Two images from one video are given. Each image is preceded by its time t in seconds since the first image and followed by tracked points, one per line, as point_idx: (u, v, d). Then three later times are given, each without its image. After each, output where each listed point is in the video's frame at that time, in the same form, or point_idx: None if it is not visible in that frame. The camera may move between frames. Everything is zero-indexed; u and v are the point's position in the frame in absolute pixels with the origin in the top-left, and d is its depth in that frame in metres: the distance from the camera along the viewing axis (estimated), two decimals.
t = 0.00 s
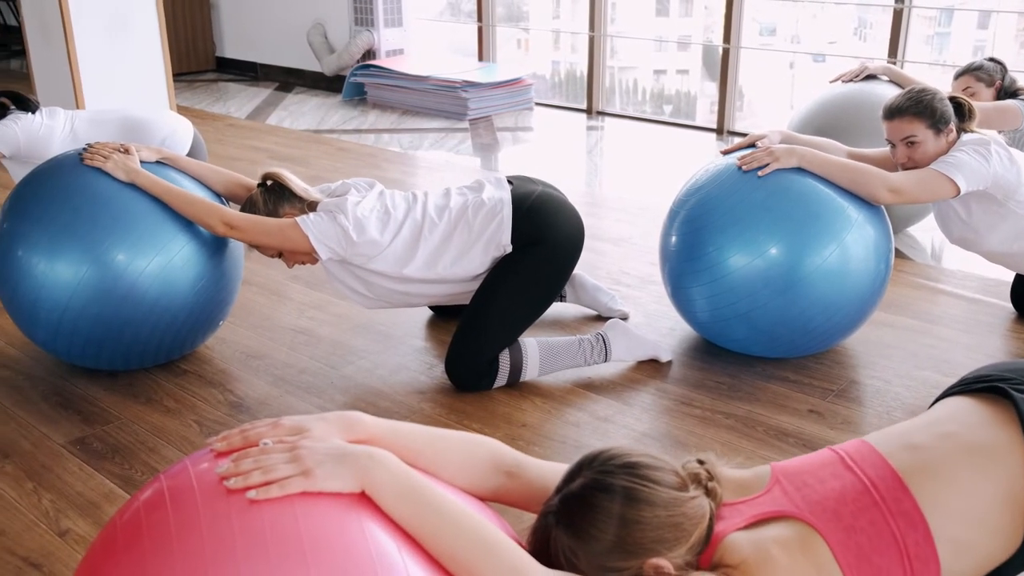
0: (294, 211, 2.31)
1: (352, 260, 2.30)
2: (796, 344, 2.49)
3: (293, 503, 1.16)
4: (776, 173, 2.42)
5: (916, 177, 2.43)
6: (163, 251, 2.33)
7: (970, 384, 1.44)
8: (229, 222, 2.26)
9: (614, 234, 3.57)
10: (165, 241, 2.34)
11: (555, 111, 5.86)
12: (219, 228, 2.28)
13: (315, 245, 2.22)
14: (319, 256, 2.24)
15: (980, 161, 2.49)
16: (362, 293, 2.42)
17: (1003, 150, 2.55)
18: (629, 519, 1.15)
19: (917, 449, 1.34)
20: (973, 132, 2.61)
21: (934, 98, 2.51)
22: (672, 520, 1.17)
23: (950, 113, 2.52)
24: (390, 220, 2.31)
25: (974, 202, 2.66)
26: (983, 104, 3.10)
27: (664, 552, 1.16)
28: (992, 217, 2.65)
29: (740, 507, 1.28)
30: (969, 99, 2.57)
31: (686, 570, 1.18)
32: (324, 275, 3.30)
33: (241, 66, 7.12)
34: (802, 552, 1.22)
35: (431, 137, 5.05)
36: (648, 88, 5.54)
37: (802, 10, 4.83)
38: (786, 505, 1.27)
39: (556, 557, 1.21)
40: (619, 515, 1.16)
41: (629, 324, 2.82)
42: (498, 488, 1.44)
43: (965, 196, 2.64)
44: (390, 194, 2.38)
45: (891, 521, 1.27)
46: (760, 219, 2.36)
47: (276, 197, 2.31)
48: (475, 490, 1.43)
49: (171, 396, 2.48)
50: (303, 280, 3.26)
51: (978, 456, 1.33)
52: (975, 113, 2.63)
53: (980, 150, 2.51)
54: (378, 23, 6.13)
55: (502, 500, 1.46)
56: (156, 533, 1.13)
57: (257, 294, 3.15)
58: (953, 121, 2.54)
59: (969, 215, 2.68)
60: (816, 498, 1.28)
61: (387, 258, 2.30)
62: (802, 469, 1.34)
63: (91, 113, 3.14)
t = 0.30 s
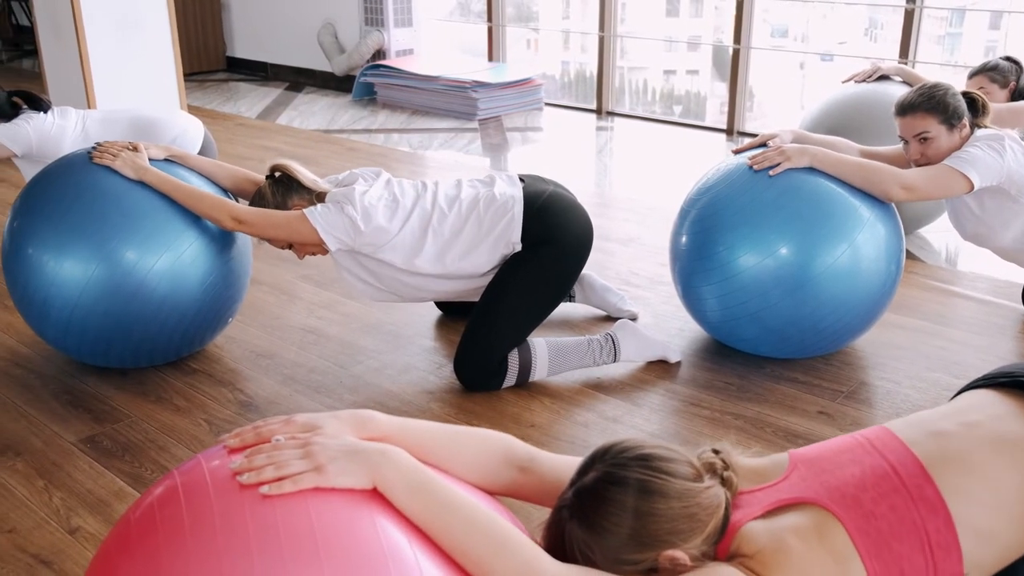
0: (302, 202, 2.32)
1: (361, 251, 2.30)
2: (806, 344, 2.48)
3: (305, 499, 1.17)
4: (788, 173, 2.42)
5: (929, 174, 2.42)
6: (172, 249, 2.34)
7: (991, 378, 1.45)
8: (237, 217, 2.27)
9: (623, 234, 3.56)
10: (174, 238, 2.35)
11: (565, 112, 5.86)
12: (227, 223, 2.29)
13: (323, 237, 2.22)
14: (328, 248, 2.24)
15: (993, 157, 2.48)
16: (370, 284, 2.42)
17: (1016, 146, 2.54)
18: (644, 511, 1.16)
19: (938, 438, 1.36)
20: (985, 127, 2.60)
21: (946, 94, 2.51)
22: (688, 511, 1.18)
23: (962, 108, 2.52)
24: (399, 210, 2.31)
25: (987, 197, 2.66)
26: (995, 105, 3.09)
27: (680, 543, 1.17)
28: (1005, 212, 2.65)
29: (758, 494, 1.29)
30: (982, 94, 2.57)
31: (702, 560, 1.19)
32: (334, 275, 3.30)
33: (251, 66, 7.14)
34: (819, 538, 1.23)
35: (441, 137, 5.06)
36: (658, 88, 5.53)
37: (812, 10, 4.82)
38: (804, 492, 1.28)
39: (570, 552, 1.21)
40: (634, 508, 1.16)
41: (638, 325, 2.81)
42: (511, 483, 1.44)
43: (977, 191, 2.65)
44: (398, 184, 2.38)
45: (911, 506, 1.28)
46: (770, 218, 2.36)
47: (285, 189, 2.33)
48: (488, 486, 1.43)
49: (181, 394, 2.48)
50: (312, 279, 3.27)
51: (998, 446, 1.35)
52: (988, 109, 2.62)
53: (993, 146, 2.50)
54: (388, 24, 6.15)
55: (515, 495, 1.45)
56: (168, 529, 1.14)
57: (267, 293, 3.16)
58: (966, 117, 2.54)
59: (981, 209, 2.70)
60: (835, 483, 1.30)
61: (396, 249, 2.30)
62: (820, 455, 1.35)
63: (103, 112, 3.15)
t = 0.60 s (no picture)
0: (310, 188, 2.32)
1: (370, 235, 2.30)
2: (817, 346, 2.48)
3: (317, 494, 1.17)
4: (799, 175, 2.41)
5: (943, 172, 2.42)
6: (181, 246, 2.35)
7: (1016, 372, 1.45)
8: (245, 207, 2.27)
9: (633, 235, 3.56)
10: (183, 236, 2.35)
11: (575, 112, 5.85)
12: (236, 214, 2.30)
13: (331, 222, 2.22)
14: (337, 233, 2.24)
15: (1007, 149, 2.47)
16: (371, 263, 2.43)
17: None
18: (660, 501, 1.17)
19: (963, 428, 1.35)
20: (998, 121, 2.59)
21: (957, 89, 2.50)
22: (704, 500, 1.19)
23: (973, 103, 2.51)
24: (408, 193, 2.31)
25: (1002, 191, 2.66)
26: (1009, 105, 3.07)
27: (698, 532, 1.18)
28: (1021, 205, 2.64)
29: (777, 481, 1.30)
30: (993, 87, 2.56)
31: (720, 548, 1.21)
32: (344, 275, 3.31)
33: (262, 66, 7.16)
34: (837, 522, 1.23)
35: (451, 137, 5.06)
36: (668, 88, 5.52)
37: (823, 11, 4.81)
38: (824, 476, 1.28)
39: (586, 542, 1.23)
40: (650, 498, 1.17)
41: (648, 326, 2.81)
42: (524, 479, 1.45)
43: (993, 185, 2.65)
44: (408, 167, 2.38)
45: (934, 489, 1.28)
46: (781, 219, 2.36)
47: (293, 176, 2.33)
48: (502, 481, 1.43)
49: (190, 393, 2.49)
50: (322, 279, 3.28)
51: None
52: (1000, 102, 2.62)
53: (1006, 139, 2.49)
54: (398, 24, 6.15)
55: (529, 490, 1.46)
56: (179, 523, 1.14)
57: (277, 292, 3.16)
58: (978, 111, 2.53)
59: (995, 203, 2.69)
60: (856, 467, 1.29)
61: (405, 235, 2.30)
62: (840, 440, 1.34)
63: (114, 112, 3.17)
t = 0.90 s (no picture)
0: (320, 176, 2.31)
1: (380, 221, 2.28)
2: (828, 347, 2.47)
3: (329, 495, 1.17)
4: (810, 176, 2.41)
5: (955, 171, 2.42)
6: (190, 245, 2.36)
7: None
8: (254, 199, 2.27)
9: (643, 235, 3.56)
10: (193, 235, 2.36)
11: (585, 112, 5.85)
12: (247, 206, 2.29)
13: (339, 209, 2.20)
14: (347, 220, 2.22)
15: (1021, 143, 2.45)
16: (384, 256, 2.39)
17: None
18: (676, 492, 1.17)
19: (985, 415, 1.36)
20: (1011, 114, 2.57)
21: (966, 85, 2.48)
22: (721, 488, 1.19)
23: (984, 97, 2.49)
24: (417, 176, 2.29)
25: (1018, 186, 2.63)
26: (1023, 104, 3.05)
27: (714, 522, 1.19)
28: None
29: (794, 466, 1.30)
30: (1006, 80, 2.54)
31: (737, 537, 1.21)
32: (354, 274, 3.31)
33: (273, 65, 7.17)
34: (858, 505, 1.23)
35: (461, 137, 5.07)
36: (678, 89, 5.52)
37: (834, 12, 4.80)
38: (844, 459, 1.28)
39: (603, 537, 1.23)
40: (666, 490, 1.17)
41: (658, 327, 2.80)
42: (538, 474, 1.45)
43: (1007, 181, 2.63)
44: (418, 150, 2.35)
45: (957, 472, 1.28)
46: (792, 220, 2.35)
47: (303, 165, 2.32)
48: (515, 477, 1.44)
49: (200, 391, 2.50)
50: (332, 278, 3.28)
51: None
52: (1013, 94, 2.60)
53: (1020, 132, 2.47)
54: (409, 24, 6.16)
55: (545, 486, 1.46)
56: (191, 522, 1.15)
57: (287, 292, 3.17)
58: (989, 105, 2.52)
59: (1011, 196, 2.66)
60: (877, 448, 1.30)
61: (417, 220, 2.28)
62: (858, 423, 1.35)
63: (125, 112, 3.18)
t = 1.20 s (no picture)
0: (331, 166, 2.32)
1: (391, 209, 2.27)
2: (840, 347, 2.46)
3: (340, 497, 1.17)
4: (822, 177, 2.40)
5: (968, 168, 2.42)
6: (200, 244, 2.36)
7: None
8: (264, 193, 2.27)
9: (653, 236, 3.55)
10: (203, 234, 2.37)
11: (595, 113, 5.85)
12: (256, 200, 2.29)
13: (350, 197, 2.20)
14: (357, 209, 2.22)
15: None
16: (394, 245, 2.37)
17: None
18: (689, 485, 1.17)
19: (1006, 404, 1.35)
20: None
21: (974, 84, 2.47)
22: (735, 478, 1.19)
23: (994, 95, 2.48)
24: (427, 163, 2.28)
25: None
26: None
27: (729, 512, 1.19)
28: None
29: (810, 452, 1.30)
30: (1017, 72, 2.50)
31: (753, 526, 1.21)
32: (364, 274, 3.32)
33: (283, 65, 7.19)
34: (877, 488, 1.22)
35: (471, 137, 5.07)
36: (689, 89, 5.51)
37: (845, 12, 4.79)
38: (862, 442, 1.28)
39: (618, 531, 1.24)
40: (680, 483, 1.17)
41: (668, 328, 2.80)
42: (550, 470, 1.45)
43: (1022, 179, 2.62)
44: (429, 137, 2.35)
45: (978, 454, 1.28)
46: (803, 220, 2.35)
47: (313, 156, 2.32)
48: (526, 474, 1.44)
49: (211, 391, 2.51)
50: (342, 278, 3.29)
51: None
52: None
53: None
54: (419, 24, 6.17)
55: (557, 481, 1.47)
56: (201, 523, 1.15)
57: (297, 291, 3.18)
58: (1000, 102, 2.50)
59: None
60: (896, 430, 1.30)
61: (428, 206, 2.27)
62: (877, 406, 1.35)
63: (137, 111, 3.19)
